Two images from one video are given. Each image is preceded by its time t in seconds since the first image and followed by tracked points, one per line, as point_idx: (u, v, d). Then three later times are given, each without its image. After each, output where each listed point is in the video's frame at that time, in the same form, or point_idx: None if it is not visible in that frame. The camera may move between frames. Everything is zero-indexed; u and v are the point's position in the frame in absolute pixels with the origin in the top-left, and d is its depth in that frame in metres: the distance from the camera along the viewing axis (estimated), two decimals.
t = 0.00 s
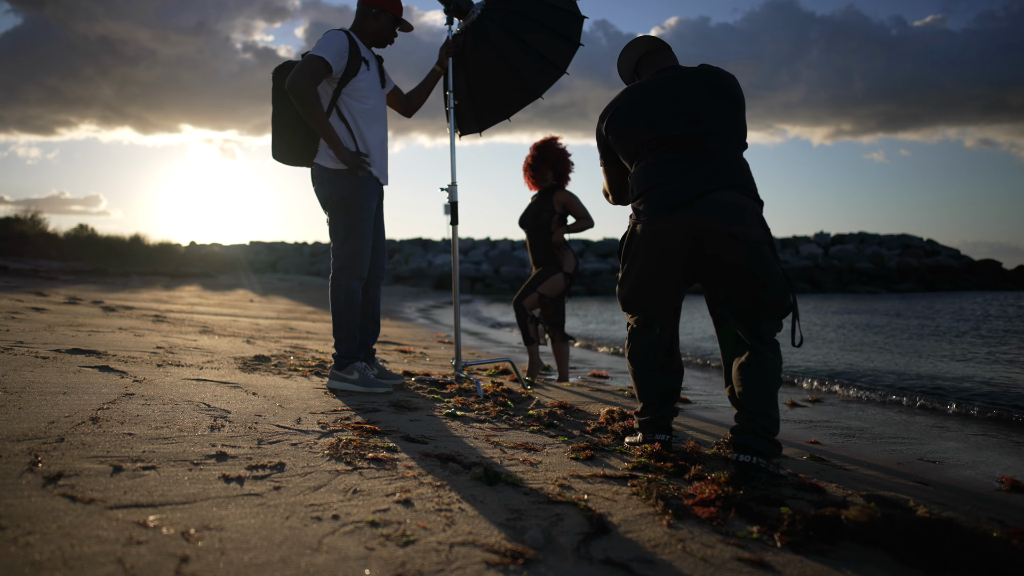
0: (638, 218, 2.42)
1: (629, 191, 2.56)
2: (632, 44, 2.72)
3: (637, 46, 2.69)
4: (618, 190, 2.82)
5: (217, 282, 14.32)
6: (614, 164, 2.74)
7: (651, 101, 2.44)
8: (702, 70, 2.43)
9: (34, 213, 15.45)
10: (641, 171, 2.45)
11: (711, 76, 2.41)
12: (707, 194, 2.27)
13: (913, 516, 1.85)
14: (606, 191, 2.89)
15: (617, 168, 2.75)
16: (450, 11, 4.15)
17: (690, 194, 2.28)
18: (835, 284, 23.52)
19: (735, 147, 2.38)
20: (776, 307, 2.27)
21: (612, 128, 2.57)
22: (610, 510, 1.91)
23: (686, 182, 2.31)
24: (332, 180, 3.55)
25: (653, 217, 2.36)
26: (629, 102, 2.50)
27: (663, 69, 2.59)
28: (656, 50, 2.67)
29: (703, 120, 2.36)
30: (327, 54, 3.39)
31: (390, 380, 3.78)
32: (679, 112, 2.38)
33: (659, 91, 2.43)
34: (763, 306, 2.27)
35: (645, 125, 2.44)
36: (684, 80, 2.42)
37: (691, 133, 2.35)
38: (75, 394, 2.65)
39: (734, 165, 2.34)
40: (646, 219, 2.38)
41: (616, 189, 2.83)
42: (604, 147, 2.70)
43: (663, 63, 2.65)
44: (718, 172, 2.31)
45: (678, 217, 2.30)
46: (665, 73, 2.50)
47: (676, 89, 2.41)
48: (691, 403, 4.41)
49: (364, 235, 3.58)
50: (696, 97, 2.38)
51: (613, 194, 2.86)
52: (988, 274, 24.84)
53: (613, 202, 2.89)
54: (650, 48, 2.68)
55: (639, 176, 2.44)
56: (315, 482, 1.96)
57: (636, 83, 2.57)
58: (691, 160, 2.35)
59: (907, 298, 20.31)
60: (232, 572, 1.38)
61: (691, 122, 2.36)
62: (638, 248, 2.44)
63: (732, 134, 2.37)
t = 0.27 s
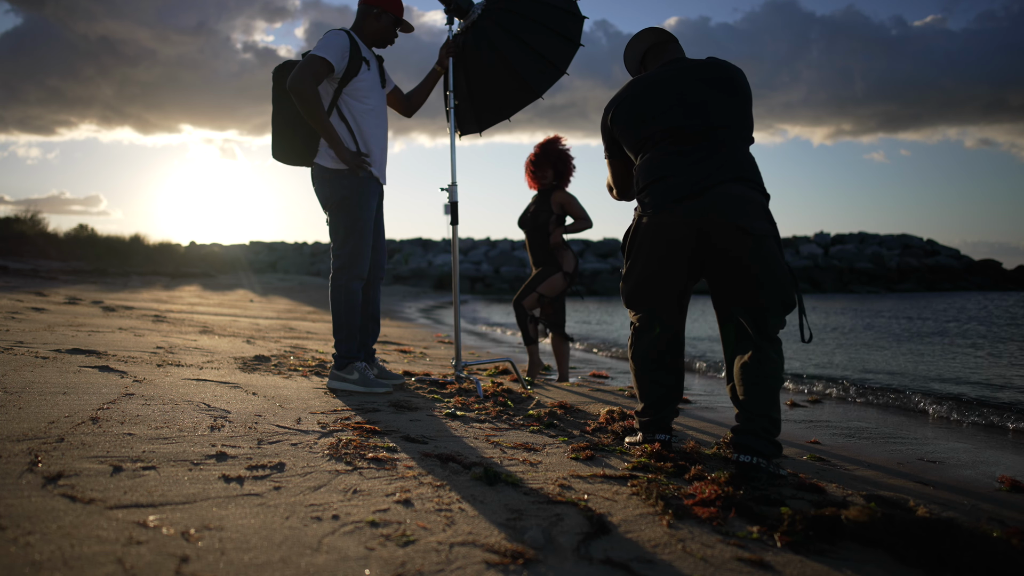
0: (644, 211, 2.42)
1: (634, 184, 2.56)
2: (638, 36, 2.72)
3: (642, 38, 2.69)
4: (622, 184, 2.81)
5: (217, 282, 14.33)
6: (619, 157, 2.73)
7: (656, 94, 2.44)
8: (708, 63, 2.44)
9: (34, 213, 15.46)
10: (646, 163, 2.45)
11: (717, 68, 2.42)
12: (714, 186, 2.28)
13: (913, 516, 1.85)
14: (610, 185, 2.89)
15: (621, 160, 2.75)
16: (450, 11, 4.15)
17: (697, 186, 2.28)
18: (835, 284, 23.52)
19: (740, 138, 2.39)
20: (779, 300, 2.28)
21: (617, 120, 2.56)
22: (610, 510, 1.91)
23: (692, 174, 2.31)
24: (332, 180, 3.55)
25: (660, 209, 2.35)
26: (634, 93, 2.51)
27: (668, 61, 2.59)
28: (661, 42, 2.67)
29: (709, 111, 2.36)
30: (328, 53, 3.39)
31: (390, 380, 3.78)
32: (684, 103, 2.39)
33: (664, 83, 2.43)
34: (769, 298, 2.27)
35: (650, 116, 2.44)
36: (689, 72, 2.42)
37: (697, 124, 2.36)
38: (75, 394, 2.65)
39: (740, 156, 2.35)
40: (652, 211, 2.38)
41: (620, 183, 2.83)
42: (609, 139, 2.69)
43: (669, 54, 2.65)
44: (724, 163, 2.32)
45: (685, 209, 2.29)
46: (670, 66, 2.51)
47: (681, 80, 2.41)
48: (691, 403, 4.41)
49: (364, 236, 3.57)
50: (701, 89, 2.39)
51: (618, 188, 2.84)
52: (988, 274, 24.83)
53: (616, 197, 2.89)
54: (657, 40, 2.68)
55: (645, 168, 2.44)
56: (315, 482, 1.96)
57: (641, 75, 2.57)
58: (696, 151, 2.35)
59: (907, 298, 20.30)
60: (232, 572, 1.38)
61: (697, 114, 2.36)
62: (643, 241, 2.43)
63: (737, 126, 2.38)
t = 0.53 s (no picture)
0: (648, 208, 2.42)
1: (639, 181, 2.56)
2: (642, 32, 2.71)
3: (647, 33, 2.69)
4: (626, 181, 2.84)
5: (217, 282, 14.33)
6: (623, 154, 2.73)
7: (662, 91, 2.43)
8: (714, 58, 2.43)
9: (34, 213, 15.46)
10: (651, 159, 2.45)
11: (722, 64, 2.41)
12: (719, 184, 2.28)
13: (913, 516, 1.84)
14: (614, 181, 2.89)
15: (626, 157, 2.75)
16: (450, 11, 4.15)
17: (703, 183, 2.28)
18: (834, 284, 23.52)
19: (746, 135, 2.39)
20: (783, 299, 2.27)
21: (621, 116, 2.56)
22: (610, 510, 1.91)
23: (698, 172, 2.31)
24: (332, 180, 3.55)
25: (664, 206, 2.35)
26: (639, 90, 2.50)
27: (673, 57, 2.58)
28: (665, 38, 2.67)
29: (714, 108, 2.35)
30: (328, 53, 3.39)
31: (390, 380, 3.78)
32: (690, 100, 2.38)
33: (670, 80, 2.43)
34: (774, 297, 2.27)
35: (655, 113, 2.44)
36: (695, 69, 2.42)
37: (703, 121, 2.35)
38: (75, 394, 2.65)
39: (746, 153, 2.35)
40: (656, 208, 2.38)
41: (624, 180, 2.83)
42: (613, 135, 2.69)
43: (673, 50, 2.64)
44: (730, 161, 2.32)
45: (690, 207, 2.29)
46: (675, 61, 2.50)
47: (687, 76, 2.41)
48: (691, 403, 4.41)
49: (364, 236, 3.57)
50: (707, 85, 2.38)
51: (622, 185, 2.87)
52: (988, 274, 24.83)
53: (620, 194, 2.91)
54: (661, 35, 2.67)
55: (649, 165, 2.44)
56: (315, 482, 1.96)
57: (646, 71, 2.56)
58: (702, 148, 2.35)
59: (907, 298, 20.30)
60: (232, 572, 1.38)
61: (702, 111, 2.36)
62: (647, 238, 2.43)
63: (743, 123, 2.37)
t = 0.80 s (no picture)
0: (651, 206, 2.41)
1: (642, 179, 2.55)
2: (645, 29, 2.71)
3: (650, 31, 2.68)
4: (628, 180, 2.84)
5: (217, 282, 14.34)
6: (625, 152, 2.73)
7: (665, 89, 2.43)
8: (717, 56, 2.43)
9: (34, 213, 15.46)
10: (655, 157, 2.45)
11: (725, 62, 2.41)
12: (725, 181, 2.27)
13: (913, 516, 1.84)
14: (617, 180, 2.89)
15: (628, 155, 2.75)
16: (450, 11, 4.15)
17: (707, 181, 2.28)
18: (834, 284, 23.52)
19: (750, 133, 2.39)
20: (786, 298, 2.29)
21: (625, 113, 2.56)
22: (610, 510, 1.91)
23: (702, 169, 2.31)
24: (332, 180, 3.55)
25: (668, 204, 2.35)
26: (642, 88, 2.50)
27: (676, 55, 2.58)
28: (668, 35, 2.66)
29: (718, 105, 2.35)
30: (327, 53, 3.39)
31: (390, 380, 3.78)
32: (693, 98, 2.38)
33: (673, 78, 2.43)
34: (778, 295, 2.28)
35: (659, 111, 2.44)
36: (698, 67, 2.42)
37: (707, 118, 2.35)
38: (75, 394, 2.65)
39: (751, 151, 2.35)
40: (660, 205, 2.37)
41: (626, 178, 2.83)
42: (616, 133, 2.68)
43: (676, 48, 2.64)
44: (734, 158, 2.31)
45: (694, 205, 2.29)
46: (678, 60, 2.50)
47: (690, 73, 2.40)
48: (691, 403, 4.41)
49: (364, 236, 3.57)
50: (710, 83, 2.38)
51: (624, 185, 2.87)
52: (988, 274, 24.82)
53: (622, 192, 2.91)
54: (663, 33, 2.67)
55: (653, 163, 2.44)
56: (315, 482, 1.96)
57: (648, 69, 2.56)
58: (706, 146, 2.35)
59: (907, 299, 20.30)
60: (232, 572, 1.38)
61: (706, 108, 2.36)
62: (651, 236, 2.42)
63: (746, 121, 2.38)
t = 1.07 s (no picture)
0: (654, 203, 2.41)
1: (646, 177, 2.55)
2: (650, 26, 2.70)
3: (655, 29, 2.68)
4: (632, 179, 2.83)
5: (217, 282, 14.34)
6: (629, 150, 2.73)
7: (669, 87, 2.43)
8: (721, 55, 2.43)
9: (34, 214, 15.47)
10: (659, 155, 2.45)
11: (730, 61, 2.41)
12: (729, 180, 2.27)
13: (913, 516, 1.84)
14: (621, 178, 2.89)
15: (632, 153, 2.75)
16: (450, 11, 4.15)
17: (712, 179, 2.28)
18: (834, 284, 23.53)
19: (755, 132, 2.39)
20: (789, 298, 2.29)
21: (630, 111, 2.55)
22: (610, 510, 1.91)
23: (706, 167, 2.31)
24: (331, 180, 3.55)
25: (672, 201, 2.35)
26: (646, 86, 2.50)
27: (680, 53, 2.58)
28: (673, 32, 2.66)
29: (723, 104, 2.35)
30: (326, 53, 3.39)
31: (390, 380, 3.78)
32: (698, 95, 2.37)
33: (678, 76, 2.43)
34: (780, 294, 2.28)
35: (663, 108, 2.43)
36: (703, 65, 2.42)
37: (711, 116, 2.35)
38: (75, 394, 2.65)
39: (755, 150, 2.35)
40: (664, 203, 2.37)
41: (629, 176, 2.83)
42: (620, 131, 2.68)
43: (681, 47, 2.64)
44: (739, 157, 2.32)
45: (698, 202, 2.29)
46: (682, 58, 2.50)
47: (694, 71, 2.40)
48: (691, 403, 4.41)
49: (363, 236, 3.57)
50: (715, 81, 2.38)
51: (628, 183, 2.87)
52: (988, 274, 24.81)
53: (626, 191, 2.90)
54: (667, 31, 2.67)
55: (657, 161, 2.44)
56: (315, 482, 1.96)
57: (653, 67, 2.56)
58: (710, 144, 2.35)
59: (907, 299, 20.29)
60: (231, 572, 1.38)
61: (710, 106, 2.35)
62: (654, 234, 2.42)
63: (751, 119, 2.38)
